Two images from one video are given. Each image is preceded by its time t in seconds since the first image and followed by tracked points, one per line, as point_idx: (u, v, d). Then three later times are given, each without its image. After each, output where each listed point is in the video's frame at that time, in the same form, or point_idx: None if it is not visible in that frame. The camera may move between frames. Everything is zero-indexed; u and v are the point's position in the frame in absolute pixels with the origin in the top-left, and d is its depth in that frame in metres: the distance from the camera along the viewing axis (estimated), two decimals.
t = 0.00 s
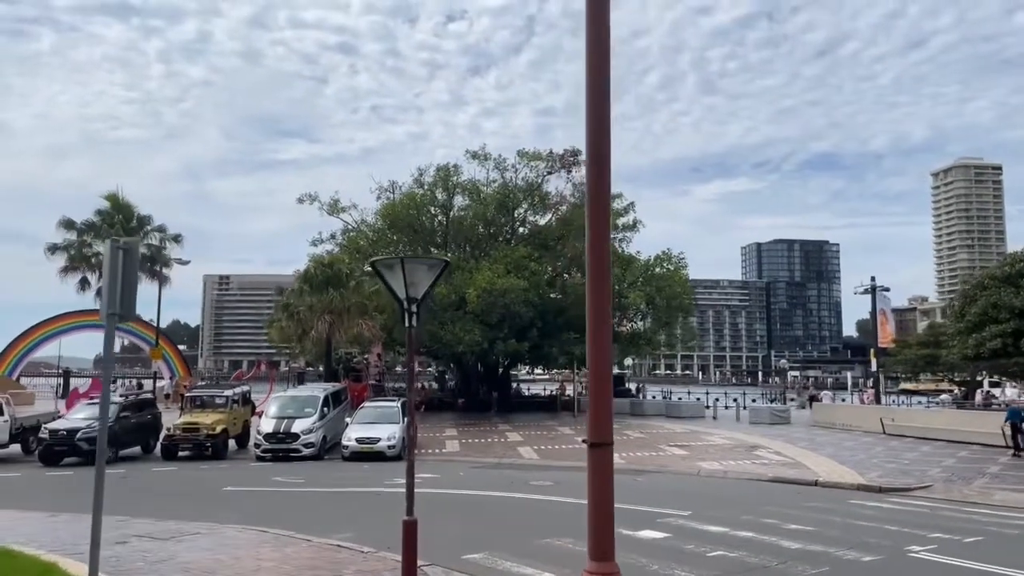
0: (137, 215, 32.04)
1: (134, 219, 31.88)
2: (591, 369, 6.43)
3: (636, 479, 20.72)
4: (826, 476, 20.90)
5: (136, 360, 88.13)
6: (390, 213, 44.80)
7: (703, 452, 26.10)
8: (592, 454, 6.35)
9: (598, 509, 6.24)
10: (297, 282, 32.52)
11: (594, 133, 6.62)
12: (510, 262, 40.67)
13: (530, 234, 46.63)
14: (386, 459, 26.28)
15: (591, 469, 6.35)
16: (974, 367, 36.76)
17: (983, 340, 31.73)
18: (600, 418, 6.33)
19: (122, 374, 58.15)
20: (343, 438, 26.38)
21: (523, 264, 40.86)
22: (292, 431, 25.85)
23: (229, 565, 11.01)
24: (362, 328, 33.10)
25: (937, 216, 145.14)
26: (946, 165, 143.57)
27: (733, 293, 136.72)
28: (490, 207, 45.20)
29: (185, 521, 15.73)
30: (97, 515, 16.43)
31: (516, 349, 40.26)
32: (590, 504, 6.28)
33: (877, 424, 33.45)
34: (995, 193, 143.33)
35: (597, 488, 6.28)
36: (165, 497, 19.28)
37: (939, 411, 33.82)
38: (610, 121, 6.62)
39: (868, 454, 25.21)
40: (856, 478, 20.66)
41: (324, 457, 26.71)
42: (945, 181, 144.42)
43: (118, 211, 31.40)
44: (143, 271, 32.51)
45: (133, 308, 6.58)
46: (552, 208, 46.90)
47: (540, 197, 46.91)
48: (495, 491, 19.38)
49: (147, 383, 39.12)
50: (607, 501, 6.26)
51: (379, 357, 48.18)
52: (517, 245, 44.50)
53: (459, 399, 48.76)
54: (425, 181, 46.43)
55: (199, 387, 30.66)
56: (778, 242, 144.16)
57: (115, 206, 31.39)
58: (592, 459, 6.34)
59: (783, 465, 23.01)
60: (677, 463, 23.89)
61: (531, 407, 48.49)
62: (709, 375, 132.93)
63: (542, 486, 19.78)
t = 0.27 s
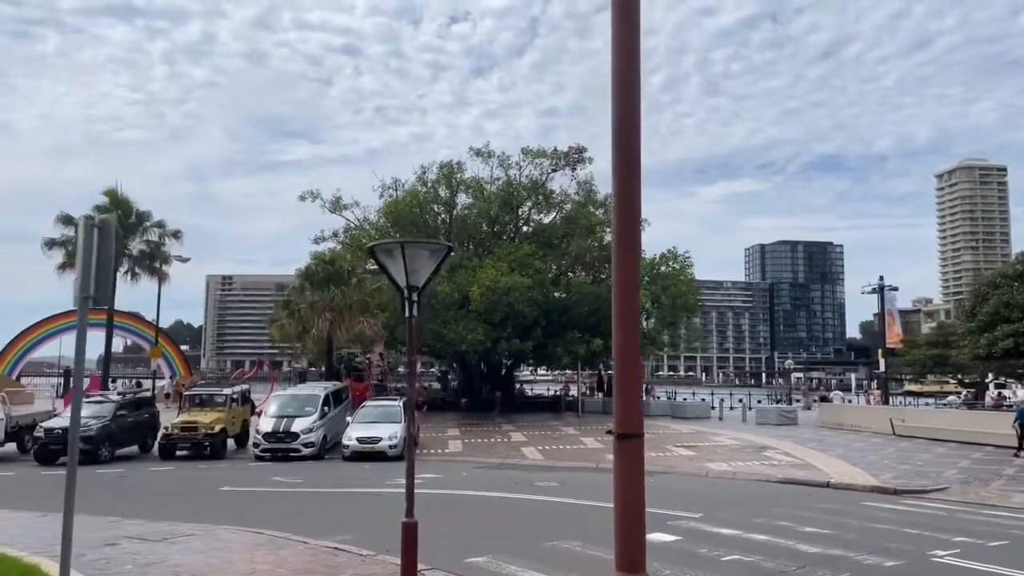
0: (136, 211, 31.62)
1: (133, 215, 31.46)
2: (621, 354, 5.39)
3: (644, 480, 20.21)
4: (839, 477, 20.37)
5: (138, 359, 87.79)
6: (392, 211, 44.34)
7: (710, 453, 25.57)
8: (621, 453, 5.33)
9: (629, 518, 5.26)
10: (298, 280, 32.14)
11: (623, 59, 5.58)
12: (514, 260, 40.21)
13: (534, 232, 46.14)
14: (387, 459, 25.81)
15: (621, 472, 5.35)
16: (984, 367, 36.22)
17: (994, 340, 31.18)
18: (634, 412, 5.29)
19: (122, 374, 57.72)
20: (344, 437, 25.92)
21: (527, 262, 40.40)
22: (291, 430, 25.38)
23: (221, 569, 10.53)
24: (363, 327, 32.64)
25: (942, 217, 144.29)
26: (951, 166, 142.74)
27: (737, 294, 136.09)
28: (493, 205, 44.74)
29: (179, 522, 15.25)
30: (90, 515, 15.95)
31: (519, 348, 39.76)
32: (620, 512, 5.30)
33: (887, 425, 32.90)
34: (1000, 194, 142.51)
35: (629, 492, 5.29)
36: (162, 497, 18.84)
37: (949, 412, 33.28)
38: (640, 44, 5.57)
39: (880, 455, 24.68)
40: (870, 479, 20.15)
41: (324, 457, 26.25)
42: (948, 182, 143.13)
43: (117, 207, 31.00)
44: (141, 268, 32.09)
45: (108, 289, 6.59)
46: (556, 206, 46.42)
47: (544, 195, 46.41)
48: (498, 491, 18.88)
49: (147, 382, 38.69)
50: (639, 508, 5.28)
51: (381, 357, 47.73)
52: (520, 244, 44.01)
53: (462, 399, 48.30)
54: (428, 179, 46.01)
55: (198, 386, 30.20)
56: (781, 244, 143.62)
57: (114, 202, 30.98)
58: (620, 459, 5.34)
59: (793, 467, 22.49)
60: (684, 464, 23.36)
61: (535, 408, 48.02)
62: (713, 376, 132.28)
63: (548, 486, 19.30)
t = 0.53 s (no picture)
0: (134, 211, 31.19)
1: (131, 215, 31.04)
2: (664, 318, 3.89)
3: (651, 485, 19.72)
4: (851, 481, 19.89)
5: (140, 361, 87.54)
6: (393, 212, 43.87)
7: (719, 456, 25.04)
8: (664, 459, 3.83)
9: (670, 549, 3.76)
10: (299, 280, 31.58)
11: None
12: (517, 261, 39.74)
13: (537, 233, 45.64)
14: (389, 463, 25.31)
15: (664, 483, 3.81)
16: (996, 368, 35.64)
17: (1007, 340, 30.59)
18: (681, 399, 3.79)
19: (122, 377, 57.28)
20: (345, 440, 25.42)
21: (530, 263, 39.94)
22: (291, 433, 24.90)
23: None
24: (364, 328, 32.14)
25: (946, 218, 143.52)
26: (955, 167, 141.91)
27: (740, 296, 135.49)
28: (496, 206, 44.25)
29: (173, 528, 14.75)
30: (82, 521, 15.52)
31: (522, 350, 39.27)
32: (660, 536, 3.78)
33: (898, 427, 32.32)
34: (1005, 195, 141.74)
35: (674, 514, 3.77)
36: (158, 502, 18.37)
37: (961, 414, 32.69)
38: None
39: (893, 458, 24.14)
40: (884, 484, 19.61)
41: (325, 460, 25.77)
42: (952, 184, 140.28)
43: (115, 207, 30.57)
44: (139, 268, 31.66)
45: (81, 277, 6.55)
46: (559, 207, 45.92)
47: (547, 196, 45.89)
48: (502, 496, 18.37)
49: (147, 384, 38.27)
50: (688, 534, 3.76)
51: (383, 359, 47.26)
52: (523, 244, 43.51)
53: (465, 402, 47.84)
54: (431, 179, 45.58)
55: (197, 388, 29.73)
56: (784, 245, 142.20)
57: (112, 201, 30.57)
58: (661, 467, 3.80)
59: (805, 470, 21.95)
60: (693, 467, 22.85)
61: (539, 410, 47.50)
62: (717, 378, 131.66)
63: (553, 491, 18.77)
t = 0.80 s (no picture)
0: (131, 208, 30.70)
1: (127, 212, 30.56)
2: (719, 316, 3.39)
3: (659, 487, 19.24)
4: (863, 484, 19.40)
5: (140, 361, 87.15)
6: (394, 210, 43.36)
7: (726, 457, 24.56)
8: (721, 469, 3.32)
9: None
10: (298, 277, 30.95)
11: None
12: (519, 259, 39.23)
13: (539, 232, 45.14)
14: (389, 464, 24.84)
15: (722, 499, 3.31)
16: (1005, 368, 35.15)
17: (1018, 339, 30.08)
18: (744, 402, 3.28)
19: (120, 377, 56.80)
20: (345, 441, 24.95)
21: (533, 261, 39.44)
22: (289, 434, 24.40)
23: None
24: (365, 327, 31.69)
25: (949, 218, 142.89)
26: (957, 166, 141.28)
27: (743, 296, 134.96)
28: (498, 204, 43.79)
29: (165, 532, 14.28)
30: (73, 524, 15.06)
31: (525, 349, 38.77)
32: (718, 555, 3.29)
33: (906, 428, 31.82)
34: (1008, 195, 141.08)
35: (734, 531, 3.28)
36: (153, 504, 17.91)
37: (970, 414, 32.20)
38: None
39: (904, 460, 23.64)
40: (897, 486, 19.12)
41: (325, 461, 25.30)
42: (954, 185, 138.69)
43: (111, 204, 30.10)
44: (136, 266, 31.17)
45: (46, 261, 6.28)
46: (562, 205, 45.42)
47: (549, 193, 45.37)
48: (505, 498, 17.88)
49: (145, 384, 37.83)
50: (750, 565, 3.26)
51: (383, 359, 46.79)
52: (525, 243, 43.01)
53: (466, 402, 47.38)
54: (433, 176, 45.15)
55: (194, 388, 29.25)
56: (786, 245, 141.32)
57: (108, 198, 30.10)
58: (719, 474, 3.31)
59: (815, 472, 21.47)
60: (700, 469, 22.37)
61: (541, 411, 47.02)
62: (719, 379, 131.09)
63: (558, 493, 18.28)
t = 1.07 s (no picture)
0: (124, 205, 30.25)
1: (120, 209, 30.10)
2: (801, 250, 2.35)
3: (662, 489, 18.78)
4: (871, 486, 18.95)
5: (136, 361, 86.60)
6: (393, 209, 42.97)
7: (729, 459, 24.12)
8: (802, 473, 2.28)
9: None
10: (294, 275, 30.44)
11: None
12: (518, 259, 38.78)
13: (539, 231, 44.75)
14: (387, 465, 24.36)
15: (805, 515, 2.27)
16: (1010, 368, 34.71)
17: None
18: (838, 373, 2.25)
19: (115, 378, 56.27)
20: (341, 442, 24.48)
21: (532, 260, 38.98)
22: (284, 434, 23.90)
23: None
24: (362, 326, 31.22)
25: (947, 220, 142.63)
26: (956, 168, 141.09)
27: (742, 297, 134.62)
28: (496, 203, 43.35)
29: (153, 536, 13.81)
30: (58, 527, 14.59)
31: (524, 350, 38.33)
32: None
33: (911, 429, 31.40)
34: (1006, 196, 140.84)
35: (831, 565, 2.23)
36: (142, 507, 17.43)
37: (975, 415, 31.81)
38: None
39: (911, 461, 23.22)
40: (906, 487, 18.69)
41: (320, 462, 24.81)
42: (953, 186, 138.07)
43: (103, 201, 29.65)
44: (129, 264, 30.71)
45: None
46: (562, 204, 44.96)
47: (548, 192, 44.89)
48: (504, 500, 17.42)
49: (140, 384, 37.35)
50: None
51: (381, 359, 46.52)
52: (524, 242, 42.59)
53: (464, 403, 46.90)
54: (431, 175, 44.68)
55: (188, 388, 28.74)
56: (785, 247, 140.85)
57: (100, 196, 29.65)
58: (803, 478, 2.26)
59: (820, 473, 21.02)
60: (704, 471, 21.91)
61: (540, 412, 46.57)
62: (718, 380, 130.75)
63: (559, 494, 17.79)
